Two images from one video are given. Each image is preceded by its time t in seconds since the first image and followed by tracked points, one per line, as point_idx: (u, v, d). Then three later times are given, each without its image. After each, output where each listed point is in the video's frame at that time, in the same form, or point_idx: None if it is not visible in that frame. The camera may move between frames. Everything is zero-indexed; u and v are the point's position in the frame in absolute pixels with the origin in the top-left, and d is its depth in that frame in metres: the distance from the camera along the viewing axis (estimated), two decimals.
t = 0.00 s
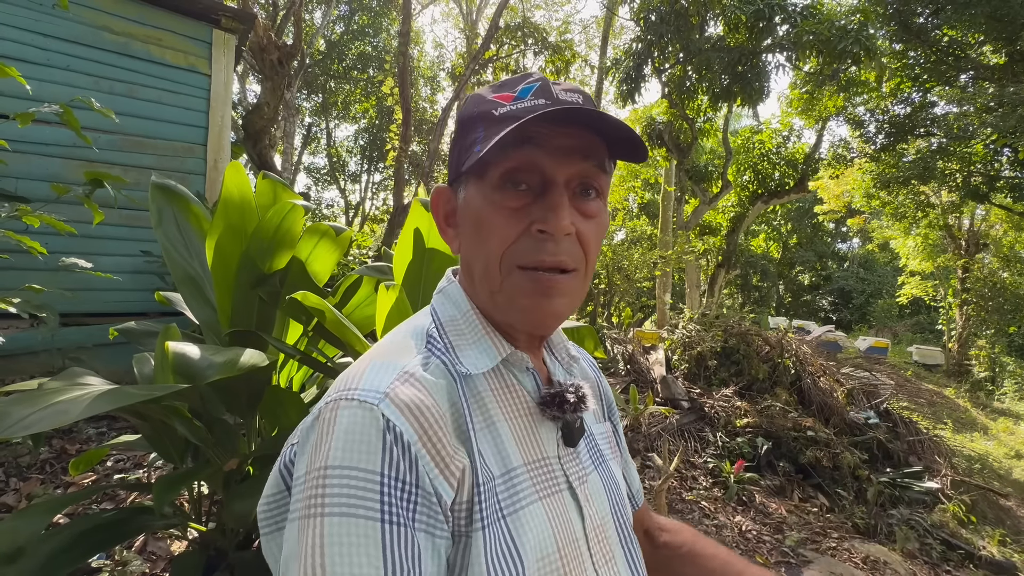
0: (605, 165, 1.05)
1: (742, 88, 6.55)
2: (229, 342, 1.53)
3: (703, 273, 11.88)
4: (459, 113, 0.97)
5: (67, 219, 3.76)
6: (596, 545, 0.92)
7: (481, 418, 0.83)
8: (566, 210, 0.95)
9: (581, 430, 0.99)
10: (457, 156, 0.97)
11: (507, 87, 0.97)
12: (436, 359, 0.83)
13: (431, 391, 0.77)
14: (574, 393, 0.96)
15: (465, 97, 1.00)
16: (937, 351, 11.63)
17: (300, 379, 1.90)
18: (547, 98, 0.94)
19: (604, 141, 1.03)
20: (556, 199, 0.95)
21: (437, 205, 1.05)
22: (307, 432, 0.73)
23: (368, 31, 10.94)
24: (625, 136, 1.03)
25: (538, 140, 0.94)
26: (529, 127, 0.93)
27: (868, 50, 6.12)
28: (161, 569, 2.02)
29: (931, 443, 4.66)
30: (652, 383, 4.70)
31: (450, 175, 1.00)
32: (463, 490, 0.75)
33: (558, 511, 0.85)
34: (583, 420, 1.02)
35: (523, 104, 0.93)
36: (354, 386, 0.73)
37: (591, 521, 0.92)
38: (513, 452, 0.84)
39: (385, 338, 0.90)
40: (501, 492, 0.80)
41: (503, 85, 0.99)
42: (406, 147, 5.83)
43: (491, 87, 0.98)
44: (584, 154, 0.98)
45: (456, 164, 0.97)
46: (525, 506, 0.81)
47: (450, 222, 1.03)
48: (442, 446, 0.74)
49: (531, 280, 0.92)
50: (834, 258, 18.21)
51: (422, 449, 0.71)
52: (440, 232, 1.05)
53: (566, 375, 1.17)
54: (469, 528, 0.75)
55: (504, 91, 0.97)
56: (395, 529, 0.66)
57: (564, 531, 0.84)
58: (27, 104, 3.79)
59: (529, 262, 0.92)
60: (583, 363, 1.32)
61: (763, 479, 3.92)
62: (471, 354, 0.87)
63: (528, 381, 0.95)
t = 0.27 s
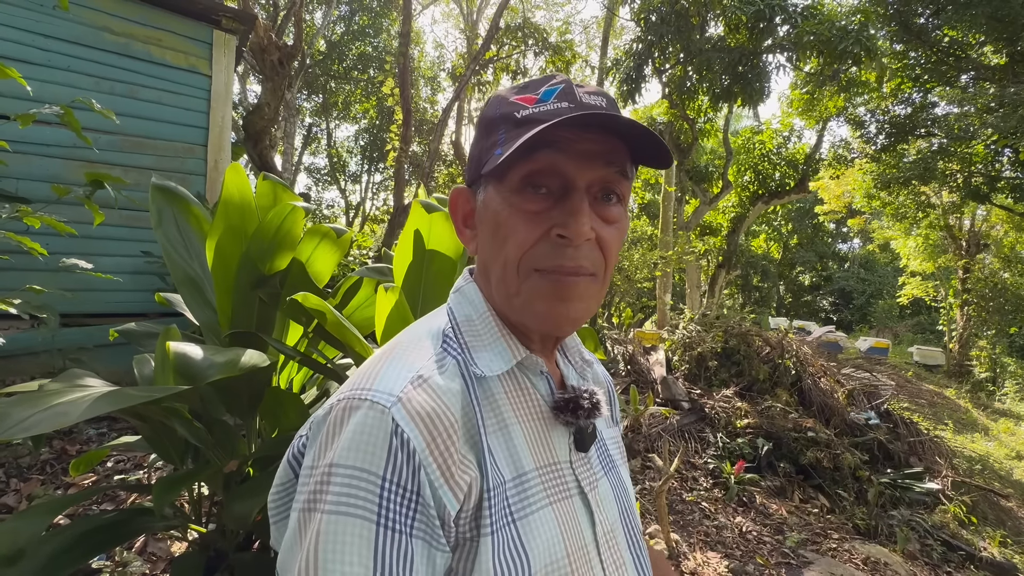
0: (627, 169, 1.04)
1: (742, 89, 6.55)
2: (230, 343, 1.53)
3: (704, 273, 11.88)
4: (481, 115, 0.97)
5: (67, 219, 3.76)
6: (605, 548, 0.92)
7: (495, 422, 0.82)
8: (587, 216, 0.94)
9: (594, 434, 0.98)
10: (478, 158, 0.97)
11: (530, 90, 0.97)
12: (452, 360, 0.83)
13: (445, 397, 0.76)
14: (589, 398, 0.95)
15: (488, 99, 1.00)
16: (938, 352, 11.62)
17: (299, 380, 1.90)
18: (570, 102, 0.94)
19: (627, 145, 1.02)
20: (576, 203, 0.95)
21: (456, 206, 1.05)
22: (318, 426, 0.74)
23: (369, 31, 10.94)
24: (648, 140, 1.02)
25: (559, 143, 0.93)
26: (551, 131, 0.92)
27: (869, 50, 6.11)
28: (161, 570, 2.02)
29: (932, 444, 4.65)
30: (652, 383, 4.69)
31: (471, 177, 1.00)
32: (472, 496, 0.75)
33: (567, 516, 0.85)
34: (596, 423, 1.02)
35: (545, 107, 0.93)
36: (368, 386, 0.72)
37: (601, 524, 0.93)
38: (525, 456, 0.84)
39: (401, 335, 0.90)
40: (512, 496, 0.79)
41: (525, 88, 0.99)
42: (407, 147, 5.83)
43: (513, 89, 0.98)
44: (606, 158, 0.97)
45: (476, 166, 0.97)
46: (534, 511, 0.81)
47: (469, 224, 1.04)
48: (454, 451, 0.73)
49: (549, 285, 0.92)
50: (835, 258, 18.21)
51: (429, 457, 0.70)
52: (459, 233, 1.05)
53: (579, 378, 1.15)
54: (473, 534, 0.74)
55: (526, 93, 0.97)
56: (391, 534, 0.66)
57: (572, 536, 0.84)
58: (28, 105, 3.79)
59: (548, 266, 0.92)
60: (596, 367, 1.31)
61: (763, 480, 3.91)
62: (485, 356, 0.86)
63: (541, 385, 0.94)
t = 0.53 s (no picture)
0: (627, 173, 1.05)
1: (744, 89, 6.56)
2: (234, 344, 1.54)
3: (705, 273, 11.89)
4: (486, 122, 0.99)
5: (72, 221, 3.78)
6: (610, 545, 0.93)
7: (500, 419, 0.83)
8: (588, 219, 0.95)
9: (598, 432, 1.00)
10: (483, 164, 0.99)
11: (533, 97, 0.98)
12: (457, 359, 0.84)
13: (449, 395, 0.77)
14: (593, 396, 0.96)
15: (493, 106, 1.01)
16: (940, 352, 11.63)
17: (303, 380, 1.92)
18: (572, 108, 0.95)
19: (627, 150, 1.03)
20: (577, 207, 0.96)
21: (461, 212, 1.06)
22: (327, 420, 0.75)
23: (370, 32, 10.96)
24: (649, 145, 1.04)
25: (560, 148, 0.94)
26: (553, 135, 0.93)
27: (870, 51, 6.11)
28: (165, 569, 2.03)
29: (933, 445, 4.66)
30: (653, 384, 4.69)
31: (475, 183, 1.02)
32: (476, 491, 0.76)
33: (572, 512, 0.86)
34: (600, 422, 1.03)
35: (546, 113, 0.94)
36: (375, 381, 0.74)
37: (605, 521, 0.94)
38: (529, 452, 0.85)
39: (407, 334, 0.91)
40: (517, 490, 0.80)
41: (527, 95, 1.00)
42: (408, 148, 5.84)
43: (516, 97, 0.99)
44: (606, 163, 0.99)
45: (481, 172, 0.99)
46: (538, 507, 0.81)
47: (474, 229, 1.05)
48: (457, 447, 0.75)
49: (552, 286, 0.93)
50: (836, 259, 18.21)
51: (432, 452, 0.72)
52: (464, 238, 1.06)
53: (583, 377, 1.16)
54: (477, 527, 0.75)
55: (529, 99, 0.98)
56: (393, 524, 0.68)
57: (575, 532, 0.85)
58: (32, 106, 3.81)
59: (551, 267, 0.93)
60: (600, 370, 1.32)
61: (764, 481, 3.92)
62: (490, 355, 0.88)
63: (545, 384, 0.95)
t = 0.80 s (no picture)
0: (628, 177, 1.07)
1: (745, 90, 6.57)
2: (242, 345, 1.56)
3: (706, 274, 11.89)
4: (487, 129, 1.01)
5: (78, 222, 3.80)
6: (617, 542, 0.94)
7: (508, 417, 0.85)
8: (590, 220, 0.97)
9: (603, 430, 1.01)
10: (486, 170, 1.00)
11: (534, 103, 1.00)
12: (465, 358, 0.85)
13: (459, 395, 0.78)
14: (598, 395, 0.98)
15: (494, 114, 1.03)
16: (942, 353, 11.64)
17: (308, 381, 1.93)
18: (573, 113, 0.97)
19: (627, 153, 1.04)
20: (579, 209, 0.97)
21: (466, 218, 1.08)
22: (340, 422, 0.77)
23: (372, 33, 11.00)
24: (648, 148, 1.05)
25: (561, 152, 0.96)
26: (554, 138, 0.95)
27: (872, 52, 6.11)
28: (171, 568, 2.05)
29: (935, 446, 4.67)
30: (654, 384, 4.70)
31: (478, 189, 1.03)
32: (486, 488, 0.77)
33: (579, 508, 0.88)
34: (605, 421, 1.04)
35: (548, 118, 0.96)
36: (386, 381, 0.76)
37: (612, 518, 0.95)
38: (537, 450, 0.86)
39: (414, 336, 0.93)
40: (527, 487, 0.82)
41: (529, 102, 1.02)
42: (410, 149, 5.84)
43: (516, 104, 1.01)
44: (607, 166, 1.00)
45: (483, 178, 1.01)
46: (547, 503, 0.83)
47: (478, 234, 1.06)
48: (468, 445, 0.76)
49: (556, 287, 0.94)
50: (838, 259, 18.19)
51: (443, 450, 0.73)
52: (468, 243, 1.08)
53: (587, 377, 1.18)
54: (488, 524, 0.77)
55: (529, 106, 1.00)
56: (407, 520, 0.69)
57: (583, 528, 0.87)
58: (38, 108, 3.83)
59: (554, 268, 0.95)
60: (603, 371, 1.33)
61: (766, 481, 3.93)
62: (497, 355, 0.89)
63: (552, 384, 0.97)
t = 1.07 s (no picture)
0: (654, 178, 1.08)
1: (749, 90, 6.57)
2: (256, 345, 1.57)
3: (709, 274, 11.88)
4: (515, 130, 1.01)
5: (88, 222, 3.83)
6: (638, 541, 0.95)
7: (533, 417, 0.86)
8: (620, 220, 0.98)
9: (624, 431, 1.02)
10: (513, 169, 1.00)
11: (561, 105, 1.01)
12: (491, 358, 0.86)
13: (487, 394, 0.80)
14: (620, 395, 0.99)
15: (520, 115, 1.04)
16: (946, 354, 11.61)
17: (319, 380, 1.95)
18: (602, 115, 0.98)
19: (654, 154, 1.06)
20: (608, 209, 0.98)
21: (490, 218, 1.08)
22: (369, 420, 0.78)
23: (375, 33, 11.02)
24: (674, 149, 1.07)
25: (591, 153, 0.97)
26: (584, 139, 0.96)
27: (876, 52, 6.10)
28: (182, 566, 2.06)
29: (940, 447, 4.66)
30: (658, 385, 4.70)
31: (505, 189, 1.04)
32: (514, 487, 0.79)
33: (603, 508, 0.89)
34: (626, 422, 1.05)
35: (577, 120, 0.97)
36: (416, 381, 0.77)
37: (634, 518, 0.96)
38: (562, 450, 0.88)
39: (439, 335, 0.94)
40: (553, 486, 0.83)
41: (555, 103, 1.03)
42: (414, 149, 5.84)
43: (543, 105, 1.02)
44: (634, 167, 1.01)
45: (510, 178, 1.01)
46: (573, 502, 0.84)
47: (502, 234, 1.07)
48: (497, 444, 0.77)
49: (585, 287, 0.95)
50: (841, 260, 18.15)
51: (474, 449, 0.74)
52: (492, 243, 1.08)
53: (607, 378, 1.19)
54: (516, 523, 0.78)
55: (557, 107, 1.01)
56: (439, 518, 0.71)
57: (607, 528, 0.88)
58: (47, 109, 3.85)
59: (583, 268, 0.95)
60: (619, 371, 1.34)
61: (770, 482, 3.94)
62: (521, 355, 0.90)
63: (574, 384, 0.98)
